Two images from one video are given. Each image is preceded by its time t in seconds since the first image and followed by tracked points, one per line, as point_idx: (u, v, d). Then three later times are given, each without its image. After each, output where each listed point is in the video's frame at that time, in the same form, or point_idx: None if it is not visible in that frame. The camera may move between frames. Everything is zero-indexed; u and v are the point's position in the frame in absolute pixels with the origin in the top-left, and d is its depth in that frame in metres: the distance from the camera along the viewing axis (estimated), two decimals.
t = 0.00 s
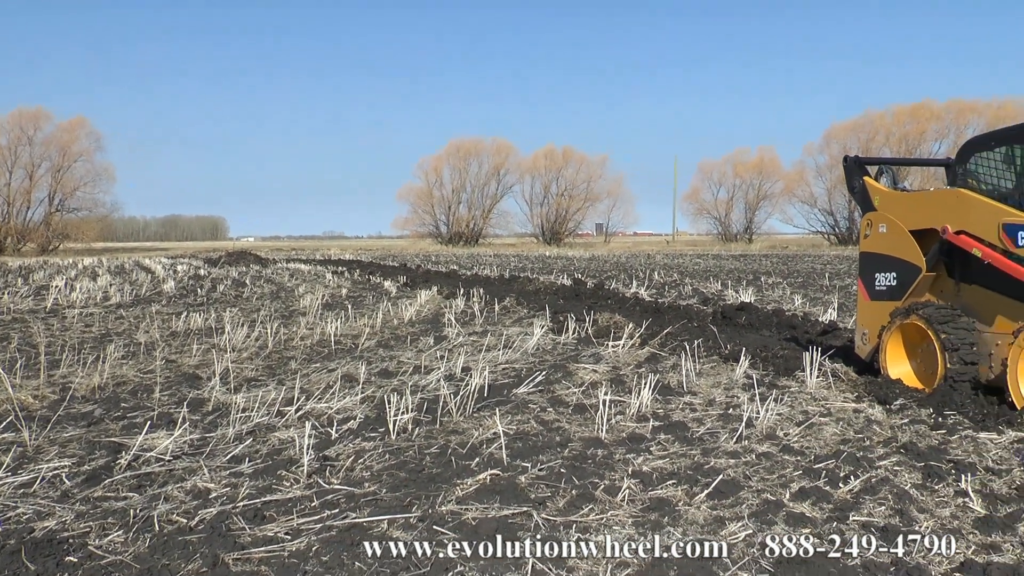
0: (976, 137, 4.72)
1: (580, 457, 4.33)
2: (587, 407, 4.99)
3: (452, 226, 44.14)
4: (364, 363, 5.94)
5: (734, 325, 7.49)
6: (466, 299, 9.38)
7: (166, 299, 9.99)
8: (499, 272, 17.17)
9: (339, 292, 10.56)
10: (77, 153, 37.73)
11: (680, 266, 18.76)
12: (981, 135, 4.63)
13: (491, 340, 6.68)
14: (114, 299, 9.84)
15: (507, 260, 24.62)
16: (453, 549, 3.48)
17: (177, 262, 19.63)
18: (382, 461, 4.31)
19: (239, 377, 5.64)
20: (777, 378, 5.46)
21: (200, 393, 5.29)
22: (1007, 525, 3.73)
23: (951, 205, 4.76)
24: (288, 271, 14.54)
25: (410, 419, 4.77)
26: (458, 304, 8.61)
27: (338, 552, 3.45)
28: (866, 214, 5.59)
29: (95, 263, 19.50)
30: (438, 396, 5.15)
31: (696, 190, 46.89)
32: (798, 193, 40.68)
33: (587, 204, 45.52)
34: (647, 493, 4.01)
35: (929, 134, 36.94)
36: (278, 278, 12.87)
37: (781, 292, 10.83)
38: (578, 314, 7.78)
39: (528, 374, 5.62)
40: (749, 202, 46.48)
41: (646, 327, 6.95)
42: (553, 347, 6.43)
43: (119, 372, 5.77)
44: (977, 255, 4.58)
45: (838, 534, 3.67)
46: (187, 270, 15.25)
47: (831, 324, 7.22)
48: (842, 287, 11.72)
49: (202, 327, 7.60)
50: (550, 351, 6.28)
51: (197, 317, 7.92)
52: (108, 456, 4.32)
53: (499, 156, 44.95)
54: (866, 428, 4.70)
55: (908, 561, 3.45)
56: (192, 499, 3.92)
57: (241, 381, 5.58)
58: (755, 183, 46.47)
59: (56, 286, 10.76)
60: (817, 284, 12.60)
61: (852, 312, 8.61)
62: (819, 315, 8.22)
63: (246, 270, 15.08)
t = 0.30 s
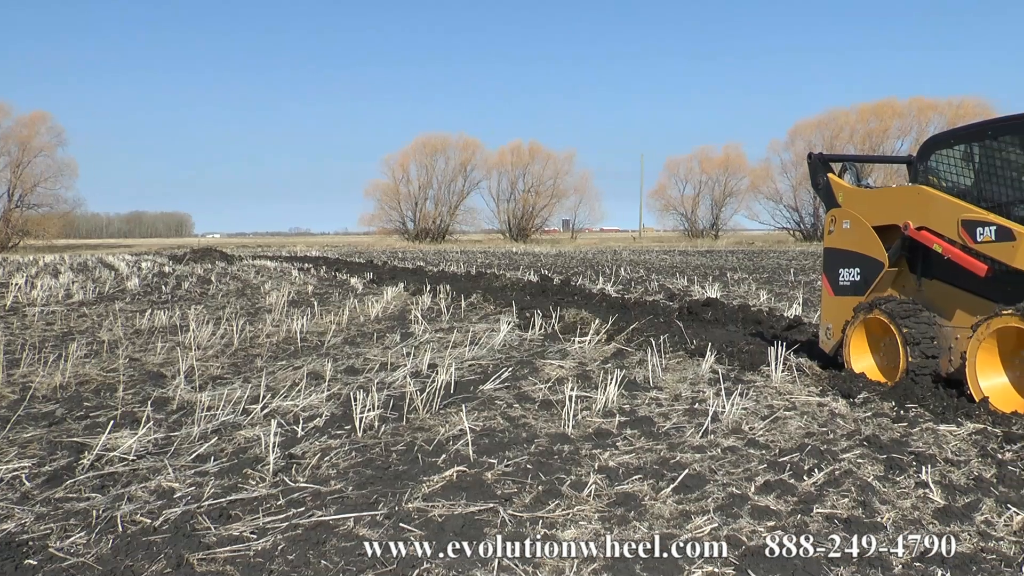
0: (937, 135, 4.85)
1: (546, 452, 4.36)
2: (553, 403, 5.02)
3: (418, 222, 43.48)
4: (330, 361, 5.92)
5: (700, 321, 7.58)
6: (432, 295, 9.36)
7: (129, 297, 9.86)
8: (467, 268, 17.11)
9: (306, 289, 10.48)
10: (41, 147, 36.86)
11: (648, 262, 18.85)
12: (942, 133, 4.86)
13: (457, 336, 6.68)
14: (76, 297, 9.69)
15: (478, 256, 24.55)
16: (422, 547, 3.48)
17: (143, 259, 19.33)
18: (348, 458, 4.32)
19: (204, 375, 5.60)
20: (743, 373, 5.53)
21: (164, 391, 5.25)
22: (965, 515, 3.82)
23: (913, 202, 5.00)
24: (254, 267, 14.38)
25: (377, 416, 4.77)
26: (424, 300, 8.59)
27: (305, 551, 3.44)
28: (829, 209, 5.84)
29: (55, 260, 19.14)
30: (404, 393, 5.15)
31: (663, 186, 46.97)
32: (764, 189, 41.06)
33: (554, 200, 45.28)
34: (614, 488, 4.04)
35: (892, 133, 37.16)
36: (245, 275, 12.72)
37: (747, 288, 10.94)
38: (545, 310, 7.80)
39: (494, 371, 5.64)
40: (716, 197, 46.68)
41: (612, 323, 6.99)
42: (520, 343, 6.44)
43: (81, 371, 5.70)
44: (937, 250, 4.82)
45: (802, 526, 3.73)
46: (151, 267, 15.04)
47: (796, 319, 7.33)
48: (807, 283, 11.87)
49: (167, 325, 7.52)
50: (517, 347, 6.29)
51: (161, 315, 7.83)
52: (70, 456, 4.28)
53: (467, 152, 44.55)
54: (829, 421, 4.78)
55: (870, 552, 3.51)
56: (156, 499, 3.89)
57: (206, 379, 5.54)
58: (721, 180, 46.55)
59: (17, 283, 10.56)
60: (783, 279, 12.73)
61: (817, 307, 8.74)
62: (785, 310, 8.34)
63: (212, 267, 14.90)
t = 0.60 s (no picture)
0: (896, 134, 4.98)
1: (508, 449, 4.39)
2: (516, 399, 5.05)
3: (380, 219, 43.07)
4: (291, 359, 5.90)
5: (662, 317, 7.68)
6: (395, 292, 9.33)
7: (86, 295, 9.69)
8: (431, 265, 17.06)
9: (268, 287, 10.39)
10: None
11: (610, 259, 18.95)
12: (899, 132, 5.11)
13: (420, 333, 6.68)
14: (32, 296, 9.51)
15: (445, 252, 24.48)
16: (384, 545, 3.48)
17: (103, 256, 19.00)
18: (310, 456, 4.32)
19: (164, 374, 5.55)
20: (705, 368, 5.62)
21: (123, 390, 5.20)
22: (921, 505, 3.90)
23: (871, 198, 5.24)
24: (215, 264, 14.18)
25: (339, 414, 4.77)
26: (386, 297, 8.56)
27: (266, 551, 3.43)
28: (791, 206, 6.08)
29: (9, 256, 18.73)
30: (366, 390, 5.15)
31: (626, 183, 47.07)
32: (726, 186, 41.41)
33: (517, 196, 45.24)
34: (576, 484, 4.07)
35: (852, 130, 37.65)
36: (206, 272, 12.55)
37: (708, 284, 11.07)
38: (507, 307, 7.83)
39: (456, 368, 5.65)
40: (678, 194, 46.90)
41: (574, 319, 7.03)
42: (482, 340, 6.46)
43: (36, 371, 5.62)
44: (895, 246, 5.07)
45: (762, 519, 3.79)
46: (109, 265, 14.79)
47: (757, 315, 7.48)
48: (767, 278, 12.04)
49: (126, 323, 7.42)
50: (479, 344, 6.31)
51: (120, 313, 7.73)
52: (25, 458, 4.22)
53: (430, 148, 44.37)
54: (790, 415, 4.87)
55: (828, 544, 3.57)
56: (114, 501, 3.86)
57: (166, 378, 5.49)
58: (682, 176, 46.84)
59: None
60: (744, 275, 12.90)
61: (777, 303, 8.90)
62: (746, 305, 8.48)
63: (172, 264, 14.68)
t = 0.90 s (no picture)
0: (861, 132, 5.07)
1: (470, 447, 4.41)
2: (478, 396, 5.06)
3: (342, 216, 42.79)
4: (252, 357, 5.87)
5: (624, 313, 7.76)
6: (357, 290, 9.29)
7: (41, 295, 9.52)
8: (394, 263, 16.98)
9: (229, 285, 10.28)
10: None
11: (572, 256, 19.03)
12: (858, 130, 5.25)
13: (382, 331, 6.67)
14: None
15: (411, 249, 24.39)
16: (345, 545, 3.48)
17: (60, 254, 18.64)
18: (271, 456, 4.31)
19: (123, 374, 5.50)
20: (666, 364, 5.69)
21: (81, 391, 5.14)
22: (878, 497, 3.98)
23: (831, 196, 5.35)
24: (176, 262, 13.98)
25: (300, 413, 4.76)
26: (348, 295, 8.53)
27: (227, 552, 3.41)
28: (751, 204, 6.14)
29: None
30: (327, 389, 5.14)
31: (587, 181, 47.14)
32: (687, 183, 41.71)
33: (479, 193, 45.18)
34: (537, 480, 4.10)
35: (811, 129, 38.14)
36: (167, 270, 12.39)
37: (671, 280, 11.17)
38: (470, 304, 7.84)
39: (418, 365, 5.65)
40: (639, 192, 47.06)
41: (536, 316, 7.06)
42: (444, 337, 6.46)
43: None
44: (853, 243, 5.22)
45: (722, 513, 3.84)
46: (67, 263, 14.54)
47: (717, 311, 7.59)
48: (728, 275, 12.19)
49: (84, 323, 7.32)
50: (441, 342, 6.31)
51: (78, 312, 7.62)
52: None
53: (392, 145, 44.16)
54: (750, 410, 4.94)
55: (788, 536, 3.62)
56: (71, 503, 3.82)
57: (125, 378, 5.45)
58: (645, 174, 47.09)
59: None
60: (706, 272, 13.06)
61: (738, 299, 9.01)
62: (707, 302, 8.59)
63: (132, 262, 14.45)
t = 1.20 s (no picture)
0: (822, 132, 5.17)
1: (431, 445, 4.42)
2: (439, 395, 5.08)
3: (302, 215, 42.46)
4: (212, 357, 5.83)
5: (585, 311, 7.83)
6: (317, 289, 9.23)
7: None
8: (355, 261, 16.87)
9: (188, 284, 10.16)
10: None
11: (533, 254, 19.08)
12: (817, 129, 5.37)
13: (342, 330, 6.65)
14: None
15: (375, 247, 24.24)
16: (305, 546, 3.47)
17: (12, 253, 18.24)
18: (231, 457, 4.29)
19: (79, 376, 5.44)
20: (627, 362, 5.76)
21: (35, 393, 5.07)
22: (836, 491, 4.04)
23: (791, 194, 5.44)
24: (134, 261, 13.74)
25: (261, 414, 4.74)
26: (309, 294, 8.48)
27: (185, 555, 3.39)
28: (712, 203, 6.24)
29: None
30: (288, 389, 5.12)
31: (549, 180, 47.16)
32: (649, 182, 41.90)
33: (440, 192, 45.06)
34: (499, 479, 4.12)
35: (771, 128, 38.45)
36: (125, 269, 12.21)
37: (631, 278, 11.26)
38: (431, 303, 7.83)
39: (379, 364, 5.65)
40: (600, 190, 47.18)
41: (497, 315, 7.09)
42: (405, 336, 6.45)
43: None
44: (812, 241, 5.27)
45: (683, 509, 3.88)
46: (20, 262, 14.24)
47: (678, 308, 7.71)
48: (689, 272, 12.34)
49: (38, 324, 7.19)
50: (402, 340, 6.31)
51: (32, 313, 7.48)
52: None
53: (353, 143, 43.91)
54: (711, 407, 5.01)
55: (748, 531, 3.67)
56: (24, 508, 3.76)
57: (82, 379, 5.38)
58: (606, 172, 47.23)
59: None
60: (667, 269, 13.19)
61: (700, 296, 9.13)
62: (668, 299, 8.70)
63: (88, 261, 14.20)
